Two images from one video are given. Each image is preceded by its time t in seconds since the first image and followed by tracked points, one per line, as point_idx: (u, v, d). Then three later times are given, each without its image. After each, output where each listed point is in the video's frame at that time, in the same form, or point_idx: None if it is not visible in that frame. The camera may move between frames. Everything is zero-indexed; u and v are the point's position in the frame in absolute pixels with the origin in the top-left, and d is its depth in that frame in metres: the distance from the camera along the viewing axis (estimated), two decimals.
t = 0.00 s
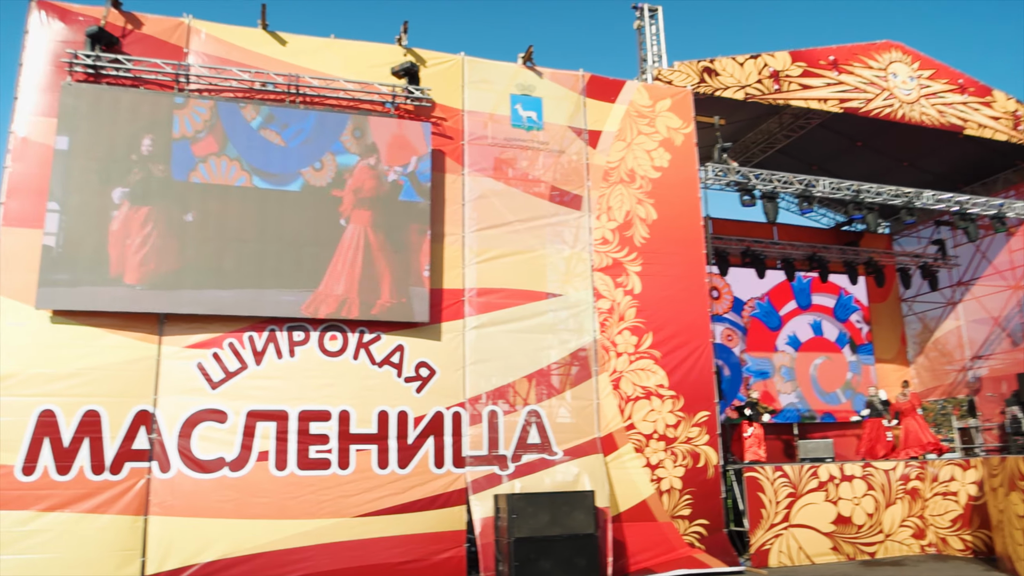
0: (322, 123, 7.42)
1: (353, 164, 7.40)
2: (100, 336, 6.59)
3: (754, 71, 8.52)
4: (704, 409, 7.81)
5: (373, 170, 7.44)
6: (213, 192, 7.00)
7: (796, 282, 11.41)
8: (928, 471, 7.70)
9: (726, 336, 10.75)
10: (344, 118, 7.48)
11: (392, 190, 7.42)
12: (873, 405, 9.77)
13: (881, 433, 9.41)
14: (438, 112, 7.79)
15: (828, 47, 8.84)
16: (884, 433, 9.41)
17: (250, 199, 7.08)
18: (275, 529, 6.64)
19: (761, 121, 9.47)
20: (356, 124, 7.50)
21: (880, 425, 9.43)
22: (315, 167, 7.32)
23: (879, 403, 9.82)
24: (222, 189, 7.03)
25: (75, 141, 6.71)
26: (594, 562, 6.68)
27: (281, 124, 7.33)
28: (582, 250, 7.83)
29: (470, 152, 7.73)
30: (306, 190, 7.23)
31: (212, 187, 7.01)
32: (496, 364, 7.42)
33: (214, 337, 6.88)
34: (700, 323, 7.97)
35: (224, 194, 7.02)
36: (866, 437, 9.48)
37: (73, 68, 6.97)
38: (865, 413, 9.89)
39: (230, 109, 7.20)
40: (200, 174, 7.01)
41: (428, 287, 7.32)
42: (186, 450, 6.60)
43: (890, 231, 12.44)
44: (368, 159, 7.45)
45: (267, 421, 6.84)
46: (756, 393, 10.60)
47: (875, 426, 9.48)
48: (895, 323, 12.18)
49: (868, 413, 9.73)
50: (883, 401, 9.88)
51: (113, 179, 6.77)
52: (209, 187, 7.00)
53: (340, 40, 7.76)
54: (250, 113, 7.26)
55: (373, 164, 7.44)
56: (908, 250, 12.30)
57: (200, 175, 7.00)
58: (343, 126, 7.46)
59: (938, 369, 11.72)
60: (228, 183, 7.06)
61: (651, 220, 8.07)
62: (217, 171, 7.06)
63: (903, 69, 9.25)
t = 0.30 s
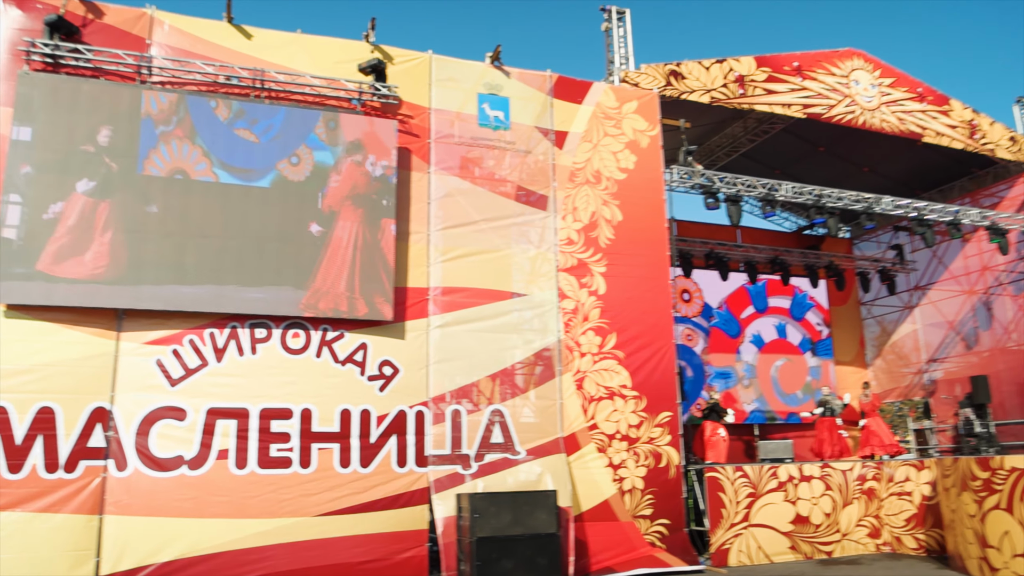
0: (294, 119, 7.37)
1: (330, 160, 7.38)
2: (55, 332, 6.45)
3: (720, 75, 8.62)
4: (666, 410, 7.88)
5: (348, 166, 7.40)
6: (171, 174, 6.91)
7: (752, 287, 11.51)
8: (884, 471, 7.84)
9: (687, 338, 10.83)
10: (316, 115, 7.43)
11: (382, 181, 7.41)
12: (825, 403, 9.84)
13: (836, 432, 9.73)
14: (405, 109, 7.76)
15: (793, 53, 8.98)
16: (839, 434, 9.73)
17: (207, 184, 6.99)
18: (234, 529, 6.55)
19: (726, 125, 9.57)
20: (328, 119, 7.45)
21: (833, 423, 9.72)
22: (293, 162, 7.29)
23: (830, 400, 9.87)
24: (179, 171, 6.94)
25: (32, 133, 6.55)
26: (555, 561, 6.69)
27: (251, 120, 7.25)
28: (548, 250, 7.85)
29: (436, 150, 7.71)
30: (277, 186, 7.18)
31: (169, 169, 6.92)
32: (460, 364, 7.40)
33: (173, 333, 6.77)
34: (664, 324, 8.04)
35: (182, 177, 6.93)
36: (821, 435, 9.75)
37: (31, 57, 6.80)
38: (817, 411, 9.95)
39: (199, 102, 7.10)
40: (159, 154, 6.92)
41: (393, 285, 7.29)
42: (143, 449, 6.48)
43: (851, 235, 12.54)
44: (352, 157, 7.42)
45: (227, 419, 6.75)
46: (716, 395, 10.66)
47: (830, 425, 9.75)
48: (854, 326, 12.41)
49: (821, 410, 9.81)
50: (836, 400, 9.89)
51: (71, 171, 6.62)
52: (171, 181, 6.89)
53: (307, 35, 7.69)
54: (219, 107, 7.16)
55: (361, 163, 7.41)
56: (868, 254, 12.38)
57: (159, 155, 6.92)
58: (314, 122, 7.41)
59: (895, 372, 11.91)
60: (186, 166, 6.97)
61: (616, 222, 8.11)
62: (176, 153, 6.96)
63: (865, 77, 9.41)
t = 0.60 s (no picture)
0: (263, 114, 7.30)
1: (300, 157, 7.33)
2: (8, 326, 6.28)
3: (685, 78, 8.71)
4: (628, 410, 7.92)
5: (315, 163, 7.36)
6: (124, 151, 6.79)
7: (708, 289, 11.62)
8: (841, 471, 7.99)
9: (650, 337, 10.92)
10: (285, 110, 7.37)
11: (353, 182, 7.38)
12: (779, 402, 10.00)
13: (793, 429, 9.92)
14: (371, 106, 7.72)
15: (757, 58, 9.10)
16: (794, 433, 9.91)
17: (161, 164, 6.87)
18: (192, 528, 6.44)
19: (690, 127, 9.69)
20: (298, 116, 7.39)
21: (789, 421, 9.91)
22: (268, 154, 7.26)
23: (785, 400, 10.03)
24: (133, 147, 6.82)
25: None
26: (517, 560, 6.69)
27: (218, 114, 7.15)
28: (513, 249, 7.86)
29: (402, 147, 7.68)
30: (243, 182, 7.10)
31: (122, 143, 6.80)
32: (424, 363, 7.38)
33: (131, 329, 6.65)
34: (627, 325, 8.09)
35: (135, 153, 6.81)
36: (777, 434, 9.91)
37: None
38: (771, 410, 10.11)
39: (164, 94, 7.00)
40: (115, 127, 6.80)
41: (357, 282, 7.22)
42: (99, 446, 6.35)
43: (812, 239, 12.92)
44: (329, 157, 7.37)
45: (186, 417, 6.65)
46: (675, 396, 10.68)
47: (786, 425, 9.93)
48: (814, 328, 12.78)
49: (776, 408, 9.97)
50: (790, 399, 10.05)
51: (27, 163, 6.45)
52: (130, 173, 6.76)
53: (272, 29, 7.60)
54: (186, 99, 7.06)
55: (331, 164, 7.35)
56: (829, 257, 12.74)
57: (115, 128, 6.80)
58: (283, 118, 7.35)
59: (853, 373, 12.23)
60: (141, 142, 6.85)
61: (581, 222, 8.15)
62: (132, 129, 6.85)
63: (827, 83, 9.55)
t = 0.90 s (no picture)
0: (228, 108, 7.19)
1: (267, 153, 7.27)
2: None
3: (651, 80, 8.77)
4: (591, 408, 7.96)
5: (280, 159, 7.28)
6: (79, 127, 6.65)
7: (666, 291, 11.69)
8: (799, 470, 8.15)
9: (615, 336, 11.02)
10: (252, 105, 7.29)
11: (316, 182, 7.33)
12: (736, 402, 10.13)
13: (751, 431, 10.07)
14: (336, 101, 7.66)
15: (722, 61, 9.20)
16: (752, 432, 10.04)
17: (117, 145, 6.75)
18: (148, 526, 6.33)
19: (655, 128, 9.78)
20: (264, 114, 7.31)
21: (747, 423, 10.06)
22: (241, 146, 7.19)
23: (743, 399, 10.17)
24: (88, 124, 6.69)
25: None
26: (478, 557, 6.68)
27: (183, 106, 7.04)
28: (477, 248, 7.86)
29: (368, 143, 7.64)
30: (206, 176, 6.99)
31: (78, 120, 6.66)
32: (385, 360, 7.34)
33: (88, 323, 6.50)
34: (590, 324, 8.13)
35: (90, 131, 6.68)
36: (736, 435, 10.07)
37: None
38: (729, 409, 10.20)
39: (127, 86, 6.86)
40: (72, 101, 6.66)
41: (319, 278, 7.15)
42: (53, 443, 6.21)
43: (774, 240, 13.10)
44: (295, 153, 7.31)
45: (143, 413, 6.52)
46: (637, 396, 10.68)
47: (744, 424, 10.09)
48: (774, 328, 13.01)
49: (735, 408, 10.08)
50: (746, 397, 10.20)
51: None
52: (88, 165, 6.61)
53: (237, 21, 7.48)
54: (150, 92, 6.94)
55: (291, 163, 7.29)
56: (789, 259, 12.92)
57: (73, 103, 6.66)
58: (248, 112, 7.26)
59: (812, 374, 12.43)
60: (98, 120, 6.72)
61: (546, 221, 8.17)
62: (90, 106, 6.71)
63: (790, 87, 9.70)
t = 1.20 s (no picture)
0: (192, 100, 7.08)
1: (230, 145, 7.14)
2: None
3: (617, 79, 8.83)
4: (553, 405, 7.99)
5: (228, 151, 7.13)
6: (30, 96, 6.46)
7: (624, 293, 11.75)
8: (757, 468, 8.31)
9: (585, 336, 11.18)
10: (216, 97, 7.17)
11: (265, 178, 7.18)
12: (697, 401, 10.56)
13: (709, 429, 10.24)
14: (301, 94, 7.58)
15: (687, 63, 9.30)
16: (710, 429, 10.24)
17: (68, 120, 6.57)
18: (102, 524, 6.20)
19: (621, 129, 9.86)
20: (229, 107, 7.20)
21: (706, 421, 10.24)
22: (212, 134, 7.11)
23: (705, 400, 10.60)
24: (41, 94, 6.50)
25: None
26: (439, 555, 6.66)
27: (146, 96, 6.92)
28: (442, 244, 7.84)
29: (333, 137, 7.57)
30: (167, 168, 6.85)
31: (31, 88, 6.48)
32: (347, 355, 7.29)
33: (42, 317, 6.30)
34: (553, 322, 8.16)
35: (42, 102, 6.50)
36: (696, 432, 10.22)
37: None
38: (691, 408, 10.59)
39: (87, 74, 6.71)
40: (26, 70, 6.47)
41: (281, 273, 7.07)
42: (3, 439, 6.02)
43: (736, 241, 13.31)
44: (256, 146, 7.19)
45: (99, 408, 6.37)
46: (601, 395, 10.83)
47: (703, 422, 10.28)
48: (735, 328, 13.21)
49: (697, 408, 10.47)
50: (706, 397, 10.67)
51: None
52: (43, 154, 6.42)
53: (199, 11, 7.35)
54: (110, 79, 6.80)
55: (240, 154, 7.14)
56: (752, 260, 13.19)
57: (28, 71, 6.48)
58: (213, 104, 7.14)
59: (772, 373, 12.68)
60: (51, 91, 6.55)
61: (510, 218, 8.18)
62: (44, 77, 6.54)
63: (753, 90, 9.83)
